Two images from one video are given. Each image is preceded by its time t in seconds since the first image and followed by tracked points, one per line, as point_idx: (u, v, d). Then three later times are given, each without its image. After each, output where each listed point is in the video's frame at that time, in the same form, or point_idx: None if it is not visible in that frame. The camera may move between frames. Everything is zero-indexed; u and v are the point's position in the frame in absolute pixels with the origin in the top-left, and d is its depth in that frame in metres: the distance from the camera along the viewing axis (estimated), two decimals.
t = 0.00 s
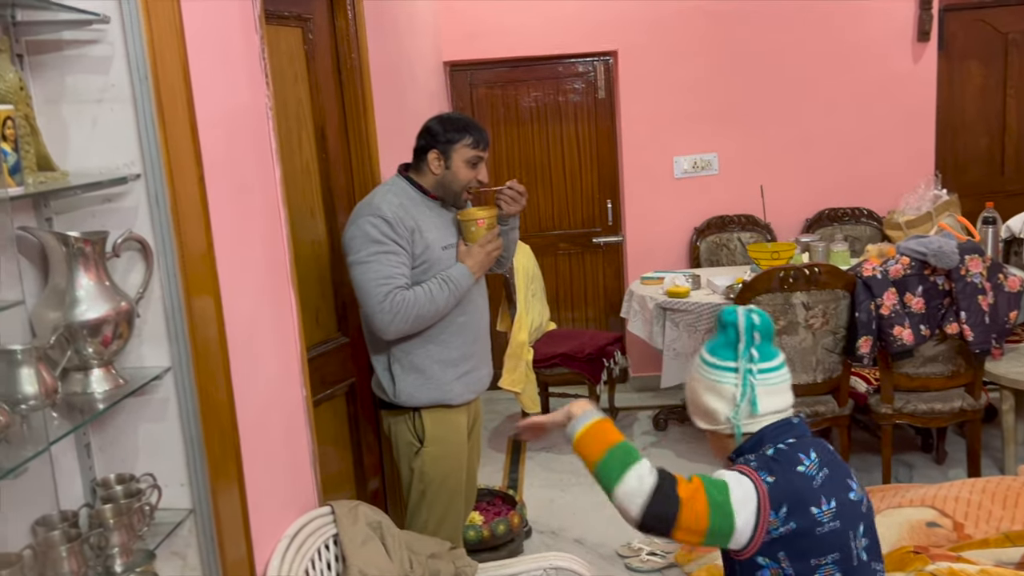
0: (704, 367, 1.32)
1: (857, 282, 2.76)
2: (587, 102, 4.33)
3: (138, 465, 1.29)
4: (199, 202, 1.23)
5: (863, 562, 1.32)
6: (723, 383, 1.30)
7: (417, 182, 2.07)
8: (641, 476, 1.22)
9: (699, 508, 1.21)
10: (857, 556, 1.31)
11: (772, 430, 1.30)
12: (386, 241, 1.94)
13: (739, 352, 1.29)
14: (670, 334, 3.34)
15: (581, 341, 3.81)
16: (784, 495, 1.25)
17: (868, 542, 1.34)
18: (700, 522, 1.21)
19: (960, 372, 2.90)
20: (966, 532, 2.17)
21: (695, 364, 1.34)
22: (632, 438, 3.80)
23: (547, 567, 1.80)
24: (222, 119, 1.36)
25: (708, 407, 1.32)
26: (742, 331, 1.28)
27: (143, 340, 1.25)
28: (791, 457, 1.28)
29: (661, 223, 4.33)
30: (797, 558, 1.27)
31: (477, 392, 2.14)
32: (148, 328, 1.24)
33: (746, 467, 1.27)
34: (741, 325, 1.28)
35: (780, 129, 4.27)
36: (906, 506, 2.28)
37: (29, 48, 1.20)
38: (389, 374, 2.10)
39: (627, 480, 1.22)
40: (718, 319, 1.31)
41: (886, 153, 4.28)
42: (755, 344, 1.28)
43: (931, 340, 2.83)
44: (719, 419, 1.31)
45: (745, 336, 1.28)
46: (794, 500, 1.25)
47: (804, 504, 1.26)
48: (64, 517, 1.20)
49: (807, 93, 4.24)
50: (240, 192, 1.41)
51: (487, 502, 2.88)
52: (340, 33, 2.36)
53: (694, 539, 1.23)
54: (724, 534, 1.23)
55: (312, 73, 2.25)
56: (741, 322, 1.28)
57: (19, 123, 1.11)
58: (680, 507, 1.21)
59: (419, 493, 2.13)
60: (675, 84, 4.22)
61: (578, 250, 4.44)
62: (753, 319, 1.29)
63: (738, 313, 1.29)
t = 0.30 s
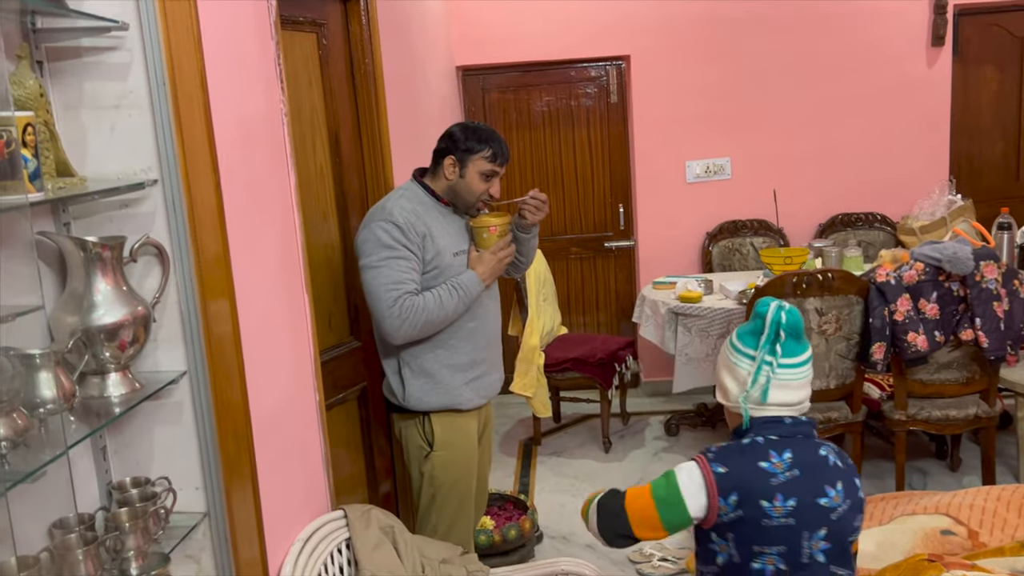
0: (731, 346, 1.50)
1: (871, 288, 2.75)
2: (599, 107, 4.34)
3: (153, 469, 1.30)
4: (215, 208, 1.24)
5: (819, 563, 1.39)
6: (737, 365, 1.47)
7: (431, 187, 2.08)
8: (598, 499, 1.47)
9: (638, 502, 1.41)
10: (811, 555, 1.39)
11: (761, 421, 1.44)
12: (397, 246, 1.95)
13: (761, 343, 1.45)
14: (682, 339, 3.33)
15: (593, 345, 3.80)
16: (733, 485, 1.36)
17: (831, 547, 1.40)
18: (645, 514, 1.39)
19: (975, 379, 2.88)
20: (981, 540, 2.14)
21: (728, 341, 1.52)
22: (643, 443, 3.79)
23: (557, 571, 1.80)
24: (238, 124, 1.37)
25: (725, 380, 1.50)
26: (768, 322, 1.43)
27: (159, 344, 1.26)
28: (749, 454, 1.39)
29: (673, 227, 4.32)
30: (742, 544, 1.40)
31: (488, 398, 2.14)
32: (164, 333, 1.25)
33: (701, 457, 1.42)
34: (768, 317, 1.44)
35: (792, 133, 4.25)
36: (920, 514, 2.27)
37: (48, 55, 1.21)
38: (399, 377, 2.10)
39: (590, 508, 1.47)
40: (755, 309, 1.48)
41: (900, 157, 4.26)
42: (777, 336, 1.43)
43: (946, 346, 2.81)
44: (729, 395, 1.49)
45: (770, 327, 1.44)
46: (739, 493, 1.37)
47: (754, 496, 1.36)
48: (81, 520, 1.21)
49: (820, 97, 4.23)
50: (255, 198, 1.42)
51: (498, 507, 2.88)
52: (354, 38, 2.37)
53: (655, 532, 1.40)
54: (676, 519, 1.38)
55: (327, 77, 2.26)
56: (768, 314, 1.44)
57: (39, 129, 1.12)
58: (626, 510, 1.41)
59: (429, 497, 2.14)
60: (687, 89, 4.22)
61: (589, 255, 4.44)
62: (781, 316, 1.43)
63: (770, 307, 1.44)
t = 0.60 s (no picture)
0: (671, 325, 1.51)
1: (878, 292, 2.73)
2: (605, 111, 4.33)
3: (159, 474, 1.30)
4: (222, 215, 1.25)
5: (743, 515, 1.39)
6: (673, 343, 1.49)
7: (436, 191, 2.08)
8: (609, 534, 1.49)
9: (619, 500, 1.44)
10: (736, 508, 1.38)
11: (690, 393, 1.45)
12: (398, 251, 1.95)
13: (694, 325, 1.45)
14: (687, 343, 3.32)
15: (598, 349, 3.79)
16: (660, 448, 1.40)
17: (756, 500, 1.39)
18: (632, 505, 1.42)
19: (982, 385, 2.86)
20: (988, 547, 2.13)
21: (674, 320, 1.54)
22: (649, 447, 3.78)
23: None
24: (245, 130, 1.38)
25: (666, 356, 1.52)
26: (692, 305, 1.45)
27: (166, 349, 1.26)
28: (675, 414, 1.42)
29: (679, 231, 4.31)
30: (676, 500, 1.42)
31: (493, 403, 2.14)
32: (170, 337, 1.26)
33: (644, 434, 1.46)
34: (693, 301, 1.45)
35: (798, 137, 4.25)
36: (926, 520, 2.26)
37: (57, 61, 1.22)
38: (403, 381, 2.10)
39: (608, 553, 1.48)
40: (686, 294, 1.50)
41: (906, 162, 4.25)
42: (703, 317, 1.44)
43: (953, 352, 2.81)
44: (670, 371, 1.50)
45: (695, 310, 1.45)
46: (666, 450, 1.39)
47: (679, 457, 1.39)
48: (87, 524, 1.21)
49: (826, 101, 4.22)
50: (262, 203, 1.42)
51: (503, 511, 2.88)
52: (360, 42, 2.36)
53: (652, 513, 1.41)
54: (655, 494, 1.41)
55: (333, 82, 2.27)
56: (693, 298, 1.45)
57: (48, 135, 1.13)
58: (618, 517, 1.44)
59: (433, 502, 2.13)
60: (693, 92, 4.21)
61: (595, 259, 4.43)
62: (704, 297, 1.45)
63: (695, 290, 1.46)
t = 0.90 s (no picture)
0: (651, 304, 1.71)
1: (881, 296, 2.73)
2: (608, 113, 4.33)
3: (161, 475, 1.30)
4: (224, 217, 1.25)
5: (723, 467, 1.66)
6: (655, 324, 1.69)
7: (437, 192, 2.09)
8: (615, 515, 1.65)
9: (618, 473, 1.63)
10: (718, 463, 1.65)
11: (662, 366, 1.69)
12: (397, 258, 1.96)
13: (685, 315, 1.66)
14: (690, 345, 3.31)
15: (601, 352, 3.79)
16: (649, 421, 1.62)
17: (732, 452, 1.66)
18: (632, 473, 1.60)
19: (985, 388, 2.86)
20: (991, 551, 2.12)
21: (649, 296, 1.74)
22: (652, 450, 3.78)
23: None
24: (248, 133, 1.38)
25: (640, 329, 1.73)
26: (692, 298, 1.65)
27: (168, 350, 1.26)
28: (654, 388, 1.65)
29: (682, 234, 4.31)
30: (665, 465, 1.65)
31: (496, 406, 2.14)
32: (172, 338, 1.26)
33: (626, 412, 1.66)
34: (693, 296, 1.65)
35: (802, 141, 4.24)
36: (930, 523, 2.26)
37: (60, 63, 1.22)
38: (406, 383, 2.10)
39: (619, 532, 1.64)
40: (681, 281, 1.68)
41: (910, 165, 4.25)
42: (697, 310, 1.66)
43: (956, 355, 2.80)
44: (643, 342, 1.73)
45: (692, 302, 1.65)
46: (654, 420, 1.62)
47: (667, 425, 1.62)
48: (89, 526, 1.21)
49: (829, 104, 4.22)
50: (265, 206, 1.43)
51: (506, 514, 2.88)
52: (364, 44, 2.37)
53: (649, 476, 1.61)
54: (650, 458, 1.61)
55: (336, 84, 2.27)
56: (694, 293, 1.65)
57: (51, 136, 1.13)
58: (621, 490, 1.62)
59: (435, 504, 2.13)
60: (696, 95, 4.21)
61: (598, 261, 4.43)
62: (702, 294, 1.65)
63: (695, 286, 1.66)
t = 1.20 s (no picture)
0: (668, 303, 1.75)
1: (881, 299, 2.73)
2: (610, 117, 4.34)
3: (162, 478, 1.31)
4: (225, 219, 1.25)
5: (704, 441, 1.81)
6: (669, 326, 1.75)
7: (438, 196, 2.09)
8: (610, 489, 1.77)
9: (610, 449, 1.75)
10: (701, 438, 1.80)
11: (654, 356, 1.79)
12: (392, 265, 1.97)
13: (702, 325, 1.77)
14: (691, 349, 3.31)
15: (602, 355, 3.79)
16: (644, 402, 1.74)
17: (711, 428, 1.82)
18: (627, 449, 1.73)
19: (987, 392, 2.86)
20: (992, 554, 2.12)
21: (659, 290, 1.78)
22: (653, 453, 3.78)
23: None
24: (250, 135, 1.39)
25: (647, 321, 1.78)
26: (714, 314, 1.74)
27: (169, 352, 1.27)
28: (646, 373, 1.77)
29: (683, 237, 4.32)
30: (654, 442, 1.78)
31: (499, 409, 2.14)
32: (174, 341, 1.26)
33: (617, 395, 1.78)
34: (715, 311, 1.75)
35: (803, 144, 4.25)
36: (930, 527, 2.25)
37: (63, 67, 1.23)
38: (407, 386, 2.11)
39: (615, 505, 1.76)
40: (703, 293, 1.73)
41: (911, 169, 4.25)
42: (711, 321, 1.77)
43: (957, 359, 2.80)
44: (644, 333, 1.79)
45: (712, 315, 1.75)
46: (648, 402, 1.74)
47: (660, 406, 1.75)
48: (90, 528, 1.21)
49: (830, 107, 4.22)
50: (266, 209, 1.43)
51: (506, 517, 2.88)
52: (365, 48, 2.38)
53: (639, 451, 1.74)
54: (641, 435, 1.74)
55: (337, 87, 2.27)
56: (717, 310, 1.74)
57: (53, 140, 1.13)
58: (616, 465, 1.74)
59: (437, 507, 2.13)
60: (697, 99, 4.22)
61: (599, 264, 4.43)
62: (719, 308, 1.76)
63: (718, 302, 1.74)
